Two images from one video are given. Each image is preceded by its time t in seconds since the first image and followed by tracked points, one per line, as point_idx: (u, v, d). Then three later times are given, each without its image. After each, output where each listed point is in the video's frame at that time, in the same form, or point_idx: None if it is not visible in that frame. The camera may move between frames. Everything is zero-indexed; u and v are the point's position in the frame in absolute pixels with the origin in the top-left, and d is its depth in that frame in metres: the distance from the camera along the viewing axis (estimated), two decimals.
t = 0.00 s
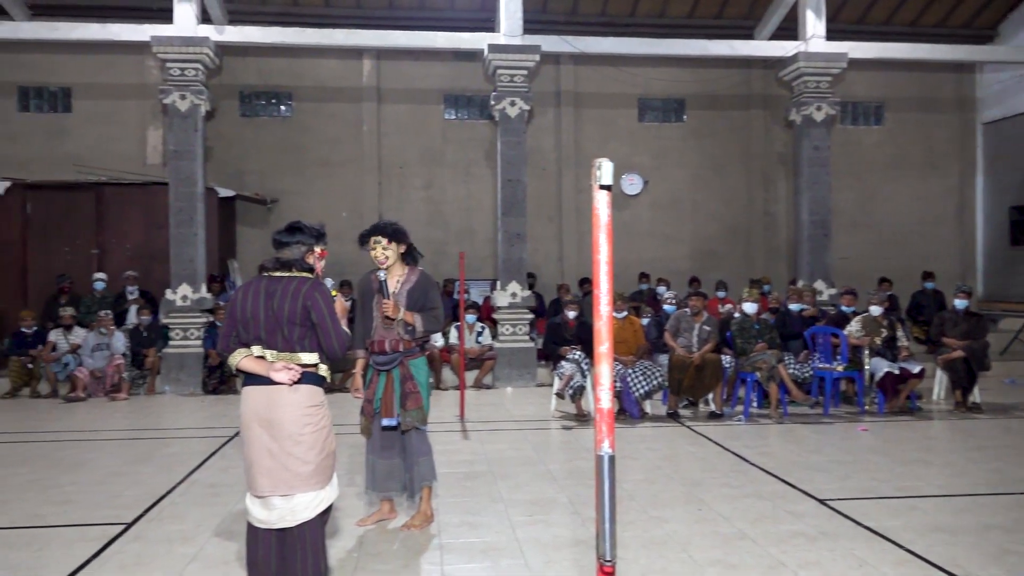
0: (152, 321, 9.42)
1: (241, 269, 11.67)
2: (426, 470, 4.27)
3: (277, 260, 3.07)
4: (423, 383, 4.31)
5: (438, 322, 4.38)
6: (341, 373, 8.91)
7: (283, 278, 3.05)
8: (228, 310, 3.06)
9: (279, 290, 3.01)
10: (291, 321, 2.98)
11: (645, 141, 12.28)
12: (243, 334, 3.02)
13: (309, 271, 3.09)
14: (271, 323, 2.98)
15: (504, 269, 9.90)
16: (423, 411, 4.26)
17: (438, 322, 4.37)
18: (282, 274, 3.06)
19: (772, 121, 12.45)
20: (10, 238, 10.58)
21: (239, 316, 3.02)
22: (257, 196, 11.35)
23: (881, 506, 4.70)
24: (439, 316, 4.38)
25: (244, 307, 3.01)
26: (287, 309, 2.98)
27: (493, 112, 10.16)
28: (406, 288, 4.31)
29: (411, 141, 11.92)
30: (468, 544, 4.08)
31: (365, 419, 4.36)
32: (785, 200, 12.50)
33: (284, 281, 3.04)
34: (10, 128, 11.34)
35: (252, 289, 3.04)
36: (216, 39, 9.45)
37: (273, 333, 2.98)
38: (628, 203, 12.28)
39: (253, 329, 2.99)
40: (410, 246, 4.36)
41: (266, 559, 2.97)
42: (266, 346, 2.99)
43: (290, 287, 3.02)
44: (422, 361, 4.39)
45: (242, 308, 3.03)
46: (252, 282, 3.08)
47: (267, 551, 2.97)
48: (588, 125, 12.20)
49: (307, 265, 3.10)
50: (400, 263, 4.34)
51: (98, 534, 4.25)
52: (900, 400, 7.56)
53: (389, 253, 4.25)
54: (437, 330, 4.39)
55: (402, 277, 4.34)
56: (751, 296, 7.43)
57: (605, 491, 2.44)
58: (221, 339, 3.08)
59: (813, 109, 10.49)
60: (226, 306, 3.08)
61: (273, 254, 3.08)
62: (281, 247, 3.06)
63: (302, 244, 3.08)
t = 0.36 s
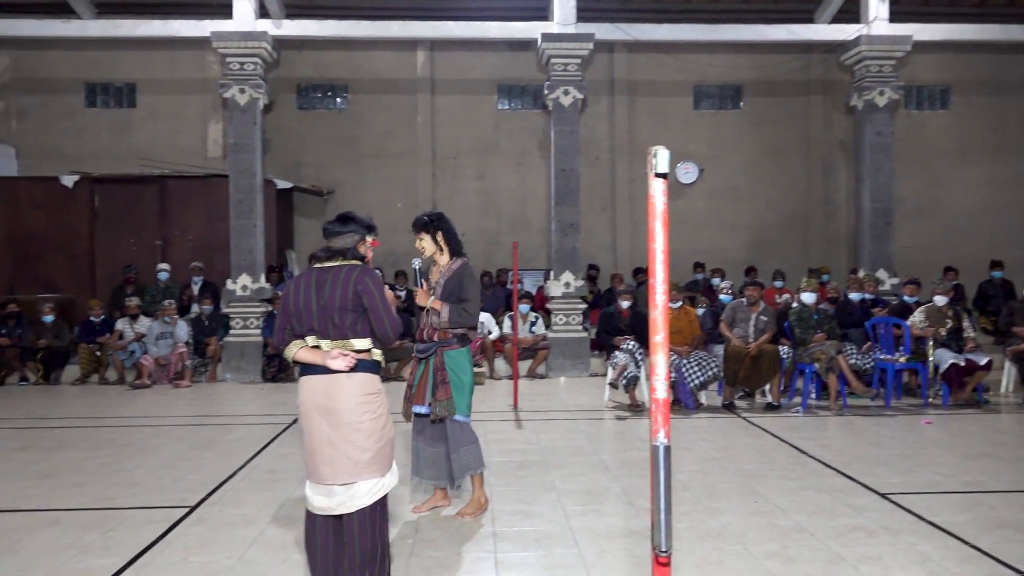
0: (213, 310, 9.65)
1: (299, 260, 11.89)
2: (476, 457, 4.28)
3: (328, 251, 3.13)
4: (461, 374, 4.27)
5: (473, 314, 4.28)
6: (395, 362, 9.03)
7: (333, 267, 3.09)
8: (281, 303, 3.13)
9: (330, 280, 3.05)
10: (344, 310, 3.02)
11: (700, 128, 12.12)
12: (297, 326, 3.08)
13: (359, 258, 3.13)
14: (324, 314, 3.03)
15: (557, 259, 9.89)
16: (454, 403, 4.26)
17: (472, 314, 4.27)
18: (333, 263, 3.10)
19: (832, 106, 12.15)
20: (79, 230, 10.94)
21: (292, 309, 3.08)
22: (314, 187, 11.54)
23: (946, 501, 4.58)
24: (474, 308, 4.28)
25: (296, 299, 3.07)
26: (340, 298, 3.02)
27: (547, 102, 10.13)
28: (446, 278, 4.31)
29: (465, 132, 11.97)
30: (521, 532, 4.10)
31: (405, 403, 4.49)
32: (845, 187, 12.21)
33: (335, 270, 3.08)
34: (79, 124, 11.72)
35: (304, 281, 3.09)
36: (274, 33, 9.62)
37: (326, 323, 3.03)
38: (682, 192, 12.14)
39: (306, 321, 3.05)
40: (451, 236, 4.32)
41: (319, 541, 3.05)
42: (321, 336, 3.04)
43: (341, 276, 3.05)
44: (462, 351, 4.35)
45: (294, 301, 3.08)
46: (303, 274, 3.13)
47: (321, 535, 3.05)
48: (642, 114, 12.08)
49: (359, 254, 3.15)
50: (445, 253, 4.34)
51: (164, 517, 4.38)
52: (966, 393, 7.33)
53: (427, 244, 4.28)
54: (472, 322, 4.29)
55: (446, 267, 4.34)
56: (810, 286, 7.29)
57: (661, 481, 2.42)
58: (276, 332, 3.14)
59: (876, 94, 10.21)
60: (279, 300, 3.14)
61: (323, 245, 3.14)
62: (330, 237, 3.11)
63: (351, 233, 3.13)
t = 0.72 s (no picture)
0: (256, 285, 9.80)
1: (339, 235, 11.99)
2: (497, 430, 4.24)
3: (390, 227, 3.14)
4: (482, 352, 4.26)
5: (487, 290, 4.21)
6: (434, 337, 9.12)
7: (398, 245, 3.12)
8: (338, 267, 3.04)
9: (401, 257, 3.08)
10: (411, 290, 3.07)
11: (742, 101, 11.92)
12: (355, 295, 3.04)
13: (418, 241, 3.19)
14: (391, 289, 3.05)
15: (596, 234, 9.84)
16: (470, 377, 4.24)
17: (484, 290, 4.20)
18: (397, 240, 3.13)
19: (879, 77, 11.85)
20: (125, 206, 11.17)
21: (353, 276, 3.04)
22: (353, 163, 11.60)
23: (993, 480, 4.49)
24: (489, 284, 4.20)
25: (361, 268, 3.04)
26: (413, 277, 3.08)
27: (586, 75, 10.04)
28: (470, 254, 4.29)
29: (503, 106, 11.92)
30: (560, 506, 4.12)
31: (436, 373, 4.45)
32: (891, 160, 11.93)
33: (400, 248, 3.11)
34: (124, 101, 11.91)
35: (369, 252, 3.07)
36: (313, 9, 9.60)
37: (390, 299, 3.04)
38: (723, 166, 11.97)
39: (369, 292, 3.03)
40: (472, 211, 4.27)
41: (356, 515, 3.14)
42: (380, 313, 3.04)
43: (412, 256, 3.10)
44: (484, 328, 4.28)
45: (357, 269, 3.04)
46: (364, 243, 3.10)
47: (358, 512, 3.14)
48: (683, 87, 11.92)
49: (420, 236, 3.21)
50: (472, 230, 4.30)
51: (211, 486, 4.49)
52: (1014, 369, 7.14)
53: (455, 218, 4.31)
54: (486, 298, 4.22)
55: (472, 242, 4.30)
56: (854, 260, 7.18)
57: (701, 458, 2.35)
58: (324, 295, 3.04)
59: (925, 63, 9.93)
60: (336, 263, 3.05)
61: (385, 220, 3.14)
62: (397, 214, 3.14)
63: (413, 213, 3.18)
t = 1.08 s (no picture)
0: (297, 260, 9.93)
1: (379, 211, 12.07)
2: (493, 413, 4.29)
3: (411, 201, 3.16)
4: (516, 332, 4.25)
5: (503, 268, 4.19)
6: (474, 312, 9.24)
7: (422, 219, 3.16)
8: (368, 245, 3.05)
9: (429, 230, 3.12)
10: (440, 263, 3.13)
11: (786, 72, 11.68)
12: (386, 271, 3.06)
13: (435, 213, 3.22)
14: (421, 264, 3.09)
15: (636, 208, 9.76)
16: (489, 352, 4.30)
17: (499, 268, 4.19)
18: (419, 214, 3.16)
19: (929, 45, 11.51)
20: (171, 182, 11.36)
21: (384, 253, 3.05)
22: (393, 138, 11.64)
23: None
24: (503, 263, 4.18)
25: (391, 244, 3.06)
26: (441, 251, 3.13)
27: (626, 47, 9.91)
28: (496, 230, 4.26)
29: (542, 79, 11.84)
30: (598, 480, 4.14)
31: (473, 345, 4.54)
32: (941, 131, 11.62)
33: (425, 222, 3.15)
34: (168, 78, 12.07)
35: (396, 227, 3.08)
36: None
37: (421, 273, 3.09)
38: (766, 138, 11.77)
39: (401, 268, 3.06)
40: (494, 185, 4.22)
41: (367, 503, 3.07)
42: (411, 288, 3.07)
43: (438, 229, 3.15)
44: (513, 306, 4.26)
45: (388, 245, 3.06)
46: (389, 219, 3.11)
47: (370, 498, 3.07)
48: (725, 58, 11.71)
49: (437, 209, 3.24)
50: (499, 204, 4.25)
51: (256, 456, 4.59)
52: None
53: (485, 194, 4.29)
54: (501, 276, 4.20)
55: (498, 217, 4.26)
56: (901, 235, 7.02)
57: (742, 433, 2.21)
58: (355, 275, 3.05)
59: (977, 31, 9.61)
60: (364, 240, 3.05)
61: (404, 193, 3.15)
62: (416, 187, 3.16)
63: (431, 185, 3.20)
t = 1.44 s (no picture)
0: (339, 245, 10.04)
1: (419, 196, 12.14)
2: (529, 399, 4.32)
3: (378, 189, 3.09)
4: (549, 323, 4.24)
5: (524, 254, 4.21)
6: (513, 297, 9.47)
7: (397, 206, 3.11)
8: (353, 241, 2.97)
9: (408, 217, 3.08)
10: (423, 247, 3.11)
11: (832, 53, 11.45)
12: (375, 265, 3.01)
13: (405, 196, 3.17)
14: (405, 252, 3.06)
15: (676, 192, 9.67)
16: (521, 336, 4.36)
17: (520, 255, 4.22)
18: (393, 202, 3.11)
19: (982, 24, 11.18)
20: (215, 168, 11.54)
21: (370, 247, 2.99)
22: (432, 123, 11.67)
23: None
24: (524, 249, 4.20)
25: (375, 236, 3.00)
26: (423, 237, 3.11)
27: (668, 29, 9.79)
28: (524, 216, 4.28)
29: (583, 63, 11.75)
30: (637, 466, 4.13)
31: (511, 332, 4.61)
32: (994, 113, 11.29)
33: (401, 209, 3.10)
34: (212, 65, 12.23)
35: (375, 219, 3.02)
36: None
37: (406, 261, 3.06)
38: (811, 121, 11.56)
39: (388, 259, 3.02)
40: (524, 171, 4.23)
41: (388, 497, 3.07)
42: (400, 278, 3.05)
43: (415, 215, 3.11)
44: (543, 293, 4.26)
45: (371, 238, 3.00)
46: (365, 211, 3.04)
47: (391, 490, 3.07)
48: (769, 40, 11.51)
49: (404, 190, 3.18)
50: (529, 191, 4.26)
51: (299, 439, 4.66)
52: None
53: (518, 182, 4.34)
54: (523, 263, 4.23)
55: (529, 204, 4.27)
56: (950, 220, 6.83)
57: (784, 422, 2.15)
58: (347, 275, 2.95)
59: None
60: (347, 237, 2.97)
61: (371, 181, 3.08)
62: (382, 173, 3.09)
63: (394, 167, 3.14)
